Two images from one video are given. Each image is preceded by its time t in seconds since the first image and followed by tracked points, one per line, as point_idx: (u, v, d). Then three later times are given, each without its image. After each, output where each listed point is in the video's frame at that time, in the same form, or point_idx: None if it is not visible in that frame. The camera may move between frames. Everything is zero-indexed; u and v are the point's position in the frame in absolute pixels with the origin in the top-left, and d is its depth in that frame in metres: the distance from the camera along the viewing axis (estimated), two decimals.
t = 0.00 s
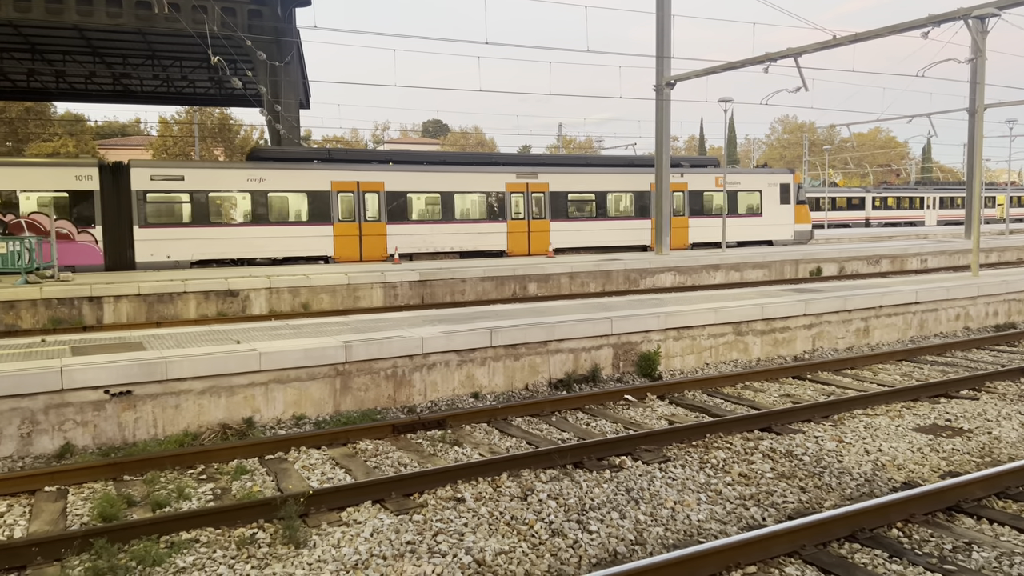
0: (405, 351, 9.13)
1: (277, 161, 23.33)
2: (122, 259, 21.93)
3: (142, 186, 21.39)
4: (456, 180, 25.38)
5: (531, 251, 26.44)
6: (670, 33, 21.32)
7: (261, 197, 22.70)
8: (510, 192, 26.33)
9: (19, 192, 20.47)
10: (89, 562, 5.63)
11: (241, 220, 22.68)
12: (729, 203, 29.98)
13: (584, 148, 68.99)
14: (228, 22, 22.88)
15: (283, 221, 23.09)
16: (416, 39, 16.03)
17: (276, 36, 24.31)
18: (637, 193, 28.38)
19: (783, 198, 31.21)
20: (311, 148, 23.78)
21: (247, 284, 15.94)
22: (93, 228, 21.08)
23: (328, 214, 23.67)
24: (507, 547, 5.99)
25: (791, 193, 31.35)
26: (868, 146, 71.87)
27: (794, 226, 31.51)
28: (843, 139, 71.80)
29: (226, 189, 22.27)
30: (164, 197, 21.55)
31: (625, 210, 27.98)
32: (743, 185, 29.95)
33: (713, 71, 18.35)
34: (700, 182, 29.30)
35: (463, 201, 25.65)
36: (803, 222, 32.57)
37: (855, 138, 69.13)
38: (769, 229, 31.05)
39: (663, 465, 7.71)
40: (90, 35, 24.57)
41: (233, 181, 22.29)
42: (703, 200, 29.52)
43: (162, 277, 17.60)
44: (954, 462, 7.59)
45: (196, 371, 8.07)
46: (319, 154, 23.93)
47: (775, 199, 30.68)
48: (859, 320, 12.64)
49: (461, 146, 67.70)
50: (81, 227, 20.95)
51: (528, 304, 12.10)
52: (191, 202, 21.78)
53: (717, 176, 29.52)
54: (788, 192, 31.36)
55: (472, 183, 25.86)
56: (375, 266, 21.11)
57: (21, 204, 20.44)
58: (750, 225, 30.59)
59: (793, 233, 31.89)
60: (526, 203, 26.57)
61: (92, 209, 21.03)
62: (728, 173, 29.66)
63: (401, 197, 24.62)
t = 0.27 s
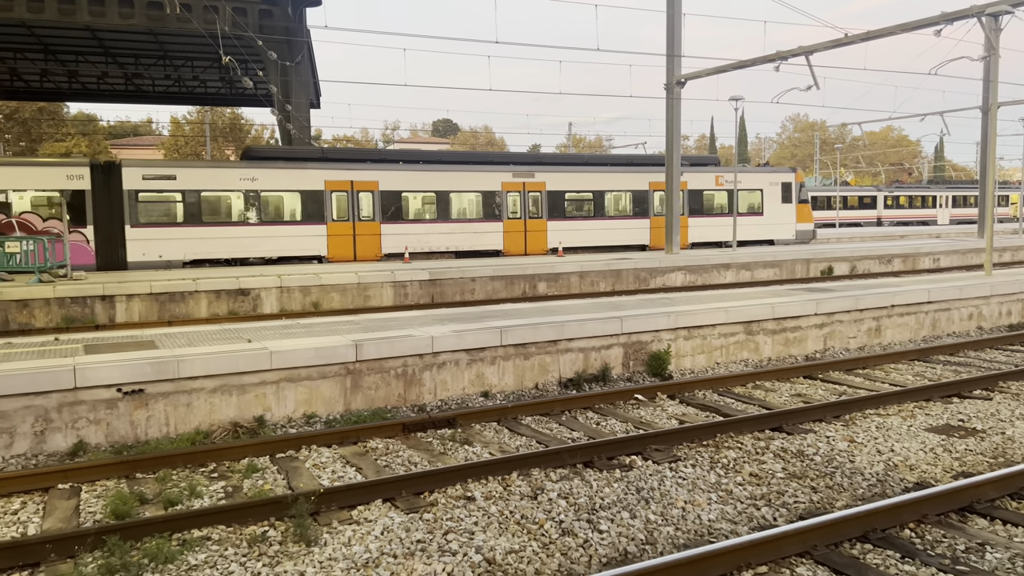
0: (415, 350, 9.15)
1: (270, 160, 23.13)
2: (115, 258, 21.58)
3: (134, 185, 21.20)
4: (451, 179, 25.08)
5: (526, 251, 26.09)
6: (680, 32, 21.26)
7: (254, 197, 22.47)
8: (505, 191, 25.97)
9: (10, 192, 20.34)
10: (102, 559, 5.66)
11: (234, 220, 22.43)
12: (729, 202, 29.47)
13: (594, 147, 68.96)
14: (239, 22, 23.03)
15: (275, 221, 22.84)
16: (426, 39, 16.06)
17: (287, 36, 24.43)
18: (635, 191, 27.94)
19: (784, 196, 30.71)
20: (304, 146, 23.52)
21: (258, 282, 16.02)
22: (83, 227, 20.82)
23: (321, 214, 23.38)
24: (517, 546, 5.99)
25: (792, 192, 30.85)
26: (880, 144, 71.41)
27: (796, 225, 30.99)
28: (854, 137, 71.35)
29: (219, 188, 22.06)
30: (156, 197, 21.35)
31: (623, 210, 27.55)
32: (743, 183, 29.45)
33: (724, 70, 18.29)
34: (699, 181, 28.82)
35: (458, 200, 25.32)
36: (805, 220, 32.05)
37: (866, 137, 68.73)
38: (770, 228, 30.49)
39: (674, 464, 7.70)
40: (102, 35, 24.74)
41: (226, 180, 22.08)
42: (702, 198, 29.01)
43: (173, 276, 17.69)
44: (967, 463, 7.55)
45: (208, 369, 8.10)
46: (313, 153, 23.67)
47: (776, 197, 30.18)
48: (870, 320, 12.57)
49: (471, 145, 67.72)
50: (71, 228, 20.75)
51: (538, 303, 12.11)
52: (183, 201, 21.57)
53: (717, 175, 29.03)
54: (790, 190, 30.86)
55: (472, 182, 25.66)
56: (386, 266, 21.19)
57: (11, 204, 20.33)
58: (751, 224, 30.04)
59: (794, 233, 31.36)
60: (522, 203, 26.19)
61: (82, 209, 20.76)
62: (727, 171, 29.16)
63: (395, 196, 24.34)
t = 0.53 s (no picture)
0: (426, 349, 9.16)
1: (265, 159, 22.98)
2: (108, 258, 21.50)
3: (126, 185, 21.09)
4: (446, 178, 24.75)
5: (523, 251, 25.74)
6: (691, 30, 21.19)
7: (247, 196, 22.32)
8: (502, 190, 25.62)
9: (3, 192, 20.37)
10: (115, 557, 5.70)
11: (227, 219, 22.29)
12: (729, 201, 28.91)
13: (604, 146, 68.88)
14: (251, 22, 23.16)
15: (270, 220, 22.68)
16: (437, 38, 16.09)
17: (298, 36, 24.52)
18: (633, 191, 27.46)
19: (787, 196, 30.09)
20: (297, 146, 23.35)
21: (269, 282, 16.08)
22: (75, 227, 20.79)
23: (315, 213, 23.16)
24: (528, 546, 5.98)
25: (795, 191, 30.19)
26: (892, 143, 70.93)
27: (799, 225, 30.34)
28: (866, 136, 70.82)
29: (212, 188, 21.94)
30: (148, 196, 21.23)
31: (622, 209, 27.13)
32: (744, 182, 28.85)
33: (735, 68, 18.22)
34: (699, 180, 28.30)
35: (453, 199, 24.99)
36: (809, 220, 31.61)
37: (879, 135, 68.30)
38: (772, 228, 29.86)
39: (685, 464, 7.68)
40: (115, 36, 24.90)
41: (219, 179, 21.97)
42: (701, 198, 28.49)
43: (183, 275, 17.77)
44: (981, 463, 7.49)
45: (220, 368, 8.14)
46: (306, 153, 23.48)
47: (779, 196, 29.56)
48: (883, 320, 12.51)
49: (481, 145, 67.76)
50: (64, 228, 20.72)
51: (548, 303, 12.10)
52: (176, 200, 21.46)
53: (717, 174, 28.47)
54: (792, 189, 30.19)
55: (470, 181, 25.37)
56: (396, 265, 21.26)
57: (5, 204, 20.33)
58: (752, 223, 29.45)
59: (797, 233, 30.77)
60: (518, 202, 25.83)
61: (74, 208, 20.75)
62: (727, 171, 28.61)
63: (390, 195, 24.07)
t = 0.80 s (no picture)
0: (436, 348, 9.18)
1: (260, 159, 22.78)
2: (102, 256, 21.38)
3: (118, 185, 20.97)
4: (443, 177, 24.48)
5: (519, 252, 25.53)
6: (703, 28, 21.12)
7: (240, 195, 22.19)
8: (498, 189, 25.30)
9: None
10: (128, 554, 5.73)
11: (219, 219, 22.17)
12: (730, 200, 28.49)
13: (615, 145, 68.75)
14: (262, 22, 23.24)
15: (264, 220, 22.59)
16: (447, 37, 16.09)
17: (309, 36, 24.57)
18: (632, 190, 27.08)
19: (789, 195, 29.71)
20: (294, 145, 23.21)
21: (281, 281, 16.14)
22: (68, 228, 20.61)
23: (309, 213, 23.02)
24: (538, 545, 5.98)
25: (798, 190, 29.82)
26: (905, 142, 70.48)
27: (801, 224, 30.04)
28: (878, 135, 70.26)
29: (205, 187, 21.82)
30: (141, 197, 21.14)
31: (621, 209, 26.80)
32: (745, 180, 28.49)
33: (746, 66, 18.13)
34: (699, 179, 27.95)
35: (449, 199, 24.73)
36: (810, 220, 31.57)
37: (892, 134, 67.83)
38: (774, 226, 29.51)
39: (696, 464, 7.65)
40: (128, 37, 25.09)
41: (213, 179, 21.85)
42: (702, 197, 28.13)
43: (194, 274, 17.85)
44: (995, 464, 7.44)
45: (231, 367, 8.18)
46: (301, 151, 23.25)
47: (781, 196, 29.20)
48: (896, 319, 12.43)
49: (491, 144, 67.74)
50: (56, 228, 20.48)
51: (559, 302, 12.09)
52: (169, 200, 21.34)
53: (717, 173, 28.10)
54: (795, 188, 29.83)
55: (468, 180, 25.14)
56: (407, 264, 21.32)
57: None
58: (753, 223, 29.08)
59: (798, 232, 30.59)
60: (515, 201, 25.54)
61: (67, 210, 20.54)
62: (728, 170, 28.24)
63: (385, 195, 23.84)
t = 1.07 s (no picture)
0: (447, 347, 9.19)
1: (254, 158, 22.55)
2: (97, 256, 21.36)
3: (111, 185, 20.91)
4: (439, 177, 24.32)
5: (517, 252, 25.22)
6: (714, 27, 21.06)
7: (234, 195, 22.00)
8: (495, 189, 25.09)
9: None
10: (142, 552, 5.77)
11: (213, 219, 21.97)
12: (730, 199, 28.24)
13: (626, 144, 68.63)
14: (274, 23, 23.35)
15: (258, 220, 22.34)
16: (459, 36, 16.10)
17: (320, 36, 24.65)
18: (632, 189, 26.82)
19: (792, 194, 29.45)
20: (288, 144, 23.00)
21: (292, 280, 16.20)
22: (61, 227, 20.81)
23: (303, 213, 22.76)
24: (550, 544, 5.98)
25: (800, 189, 29.58)
26: (918, 140, 70.02)
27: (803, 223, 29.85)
28: (892, 134, 69.74)
29: (199, 187, 21.63)
30: (133, 196, 20.99)
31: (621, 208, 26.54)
32: (746, 180, 28.29)
33: (758, 65, 18.04)
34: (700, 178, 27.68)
35: (445, 198, 24.50)
36: (813, 219, 31.43)
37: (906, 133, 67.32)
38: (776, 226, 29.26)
39: (708, 464, 7.63)
40: (141, 37, 25.27)
41: (206, 178, 21.64)
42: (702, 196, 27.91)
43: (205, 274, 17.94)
44: (1010, 465, 7.37)
45: (244, 366, 8.21)
46: (296, 151, 23.08)
47: (784, 195, 28.97)
48: (909, 319, 12.36)
49: (502, 143, 67.79)
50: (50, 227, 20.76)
51: (571, 301, 12.09)
52: (162, 200, 21.19)
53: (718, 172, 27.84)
54: (797, 188, 29.59)
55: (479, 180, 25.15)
56: (418, 264, 21.38)
57: None
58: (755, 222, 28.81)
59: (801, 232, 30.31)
60: (512, 201, 25.24)
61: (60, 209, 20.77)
62: (729, 168, 28.00)
63: (381, 194, 23.61)
